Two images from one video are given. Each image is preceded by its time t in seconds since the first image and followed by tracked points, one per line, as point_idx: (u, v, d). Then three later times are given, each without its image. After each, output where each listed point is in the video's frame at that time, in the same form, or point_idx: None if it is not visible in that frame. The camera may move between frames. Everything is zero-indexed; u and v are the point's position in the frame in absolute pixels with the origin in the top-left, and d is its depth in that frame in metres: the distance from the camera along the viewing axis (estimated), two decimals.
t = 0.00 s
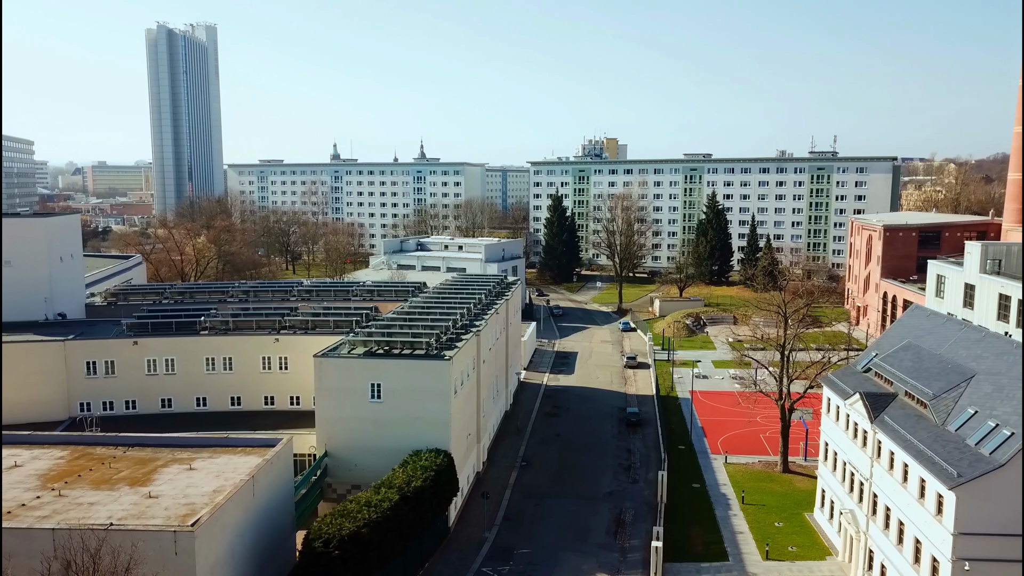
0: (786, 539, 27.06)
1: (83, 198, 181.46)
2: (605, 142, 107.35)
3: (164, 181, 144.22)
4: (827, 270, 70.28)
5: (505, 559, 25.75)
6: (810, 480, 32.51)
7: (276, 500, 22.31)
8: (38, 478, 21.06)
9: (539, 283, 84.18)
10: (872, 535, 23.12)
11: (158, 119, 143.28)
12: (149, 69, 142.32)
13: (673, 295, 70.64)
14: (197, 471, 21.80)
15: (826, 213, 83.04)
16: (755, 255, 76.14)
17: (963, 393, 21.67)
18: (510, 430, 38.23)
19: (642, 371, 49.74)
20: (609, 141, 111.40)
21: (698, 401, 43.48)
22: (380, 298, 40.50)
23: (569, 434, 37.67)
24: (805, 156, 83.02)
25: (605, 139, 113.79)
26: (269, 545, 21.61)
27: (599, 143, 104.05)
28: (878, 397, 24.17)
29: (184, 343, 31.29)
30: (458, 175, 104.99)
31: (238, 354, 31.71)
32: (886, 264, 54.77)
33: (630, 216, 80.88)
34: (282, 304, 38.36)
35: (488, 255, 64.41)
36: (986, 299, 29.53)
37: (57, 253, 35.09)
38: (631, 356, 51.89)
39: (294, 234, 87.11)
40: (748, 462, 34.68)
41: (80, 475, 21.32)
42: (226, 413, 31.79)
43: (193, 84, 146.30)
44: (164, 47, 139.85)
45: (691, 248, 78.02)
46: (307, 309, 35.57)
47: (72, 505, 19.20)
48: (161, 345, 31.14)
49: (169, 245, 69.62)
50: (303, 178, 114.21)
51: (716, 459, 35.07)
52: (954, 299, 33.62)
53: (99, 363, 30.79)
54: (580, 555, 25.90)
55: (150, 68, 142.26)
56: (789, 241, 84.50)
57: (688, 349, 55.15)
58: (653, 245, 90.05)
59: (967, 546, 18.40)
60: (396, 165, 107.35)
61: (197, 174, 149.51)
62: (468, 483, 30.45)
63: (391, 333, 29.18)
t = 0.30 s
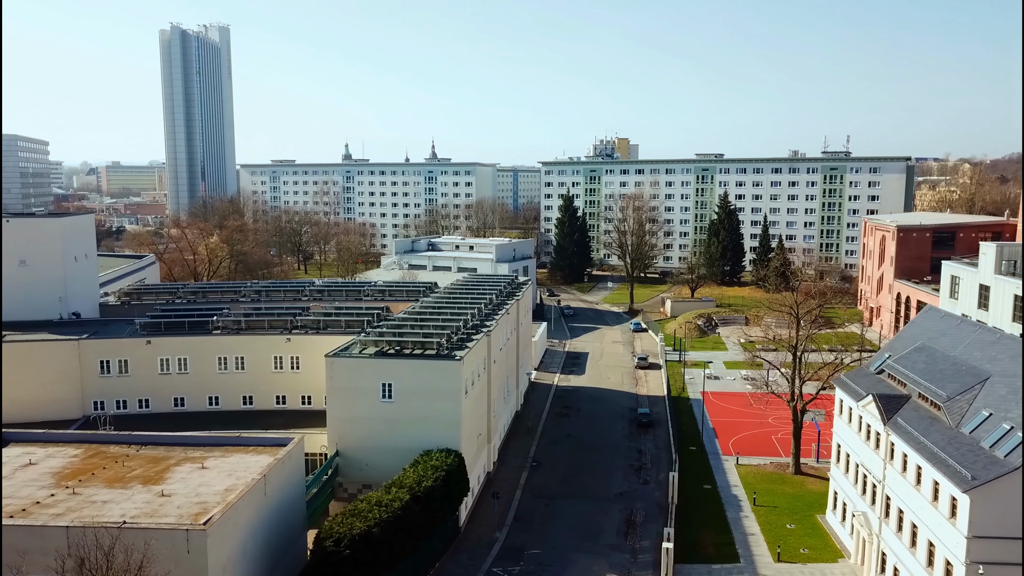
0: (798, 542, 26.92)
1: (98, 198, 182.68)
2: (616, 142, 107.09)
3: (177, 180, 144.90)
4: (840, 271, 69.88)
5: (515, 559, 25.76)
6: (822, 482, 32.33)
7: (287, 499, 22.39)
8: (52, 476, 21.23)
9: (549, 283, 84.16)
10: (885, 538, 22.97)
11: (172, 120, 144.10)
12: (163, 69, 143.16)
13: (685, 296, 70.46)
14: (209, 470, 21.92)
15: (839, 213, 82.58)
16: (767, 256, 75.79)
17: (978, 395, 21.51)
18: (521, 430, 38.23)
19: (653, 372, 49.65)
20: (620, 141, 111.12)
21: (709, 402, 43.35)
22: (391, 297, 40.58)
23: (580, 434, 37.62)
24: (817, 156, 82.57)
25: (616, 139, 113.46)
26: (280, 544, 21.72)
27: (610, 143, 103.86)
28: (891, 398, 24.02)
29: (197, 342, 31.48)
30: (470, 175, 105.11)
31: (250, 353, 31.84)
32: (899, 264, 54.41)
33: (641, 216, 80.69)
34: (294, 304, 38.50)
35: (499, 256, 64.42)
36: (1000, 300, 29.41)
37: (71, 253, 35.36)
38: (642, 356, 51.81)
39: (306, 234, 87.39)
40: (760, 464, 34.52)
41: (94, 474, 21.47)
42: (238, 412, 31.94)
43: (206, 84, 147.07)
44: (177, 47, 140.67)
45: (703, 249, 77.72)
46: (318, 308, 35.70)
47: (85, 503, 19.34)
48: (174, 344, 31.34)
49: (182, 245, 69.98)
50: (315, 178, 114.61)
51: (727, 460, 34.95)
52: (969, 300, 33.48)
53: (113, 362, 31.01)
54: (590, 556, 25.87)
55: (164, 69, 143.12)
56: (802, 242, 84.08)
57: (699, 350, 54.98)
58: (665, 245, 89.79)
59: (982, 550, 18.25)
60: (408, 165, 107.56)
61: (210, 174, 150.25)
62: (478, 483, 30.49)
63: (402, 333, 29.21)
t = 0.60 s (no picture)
0: (810, 543, 26.76)
1: (112, 198, 183.92)
2: (627, 142, 106.86)
3: (190, 180, 145.64)
4: (853, 271, 69.48)
5: (526, 559, 25.75)
6: (835, 483, 32.14)
7: (299, 498, 22.47)
8: (66, 474, 21.41)
9: (560, 283, 84.06)
10: (899, 541, 22.81)
11: (185, 120, 144.89)
12: (176, 70, 144.04)
13: (697, 296, 70.23)
14: (222, 469, 22.03)
15: (852, 213, 82.11)
16: (780, 256, 75.41)
17: (993, 397, 21.33)
18: (532, 430, 38.23)
19: (665, 372, 49.51)
20: (632, 141, 110.84)
21: (721, 403, 43.19)
22: (402, 297, 40.65)
23: (591, 435, 37.56)
24: (830, 155, 82.14)
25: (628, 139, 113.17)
26: (292, 543, 21.80)
27: (621, 143, 103.66)
28: (904, 399, 23.85)
29: (209, 341, 31.65)
30: (481, 175, 105.18)
31: (262, 352, 31.98)
32: (913, 265, 54.03)
33: (653, 216, 80.50)
34: (306, 303, 38.62)
35: (510, 255, 64.43)
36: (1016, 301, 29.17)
37: (86, 252, 35.66)
38: (653, 356, 51.69)
39: (318, 234, 87.63)
40: (772, 465, 34.35)
41: (108, 472, 21.62)
42: (250, 411, 32.08)
43: (219, 85, 147.82)
44: (190, 48, 141.50)
45: (715, 249, 77.40)
46: (330, 308, 35.82)
47: (99, 501, 19.49)
48: (187, 343, 31.53)
49: (195, 244, 70.35)
50: (327, 178, 114.98)
51: (739, 462, 34.80)
52: (983, 301, 33.24)
53: (126, 361, 31.25)
54: (601, 556, 25.83)
55: (177, 69, 143.98)
56: (815, 242, 83.64)
57: (711, 350, 54.76)
58: (676, 245, 89.52)
59: (996, 553, 18.09)
60: (419, 165, 107.72)
61: (223, 174, 150.98)
62: (489, 483, 30.49)
63: (413, 333, 29.25)
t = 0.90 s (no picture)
0: (823, 545, 26.61)
1: (127, 198, 185.25)
2: (639, 141, 106.62)
3: (203, 180, 146.52)
4: (867, 272, 69.04)
5: (537, 559, 25.74)
6: (848, 485, 31.95)
7: (311, 498, 22.55)
8: (81, 472, 21.59)
9: (572, 283, 83.98)
10: (912, 543, 22.65)
11: (198, 121, 145.71)
12: (190, 71, 144.90)
13: (709, 297, 70.02)
14: (235, 467, 22.15)
15: (865, 213, 81.59)
16: (792, 256, 75.05)
17: (1008, 398, 21.14)
18: (543, 430, 38.22)
19: (676, 373, 49.35)
20: (644, 141, 110.57)
21: (733, 404, 43.00)
22: (414, 297, 40.71)
23: (602, 435, 37.50)
24: (843, 155, 81.66)
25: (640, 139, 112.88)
26: (304, 542, 21.86)
27: (633, 143, 103.43)
28: (918, 401, 23.68)
29: (222, 341, 31.82)
30: (492, 175, 105.27)
31: (275, 351, 32.11)
32: (927, 265, 53.61)
33: (665, 216, 80.31)
34: (318, 303, 38.74)
35: (521, 255, 64.44)
36: None
37: (100, 252, 35.96)
38: (665, 357, 51.56)
39: (330, 234, 87.95)
40: (784, 466, 34.18)
41: (122, 470, 21.78)
42: (262, 410, 32.23)
43: (233, 85, 148.65)
44: (204, 49, 142.35)
45: (727, 249, 77.10)
46: (342, 308, 35.93)
47: (113, 499, 19.64)
48: (199, 342, 31.70)
49: (208, 244, 70.76)
50: (339, 178, 115.39)
51: (751, 463, 34.65)
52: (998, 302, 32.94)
53: (140, 360, 31.47)
54: (613, 557, 25.78)
55: (190, 70, 144.87)
56: (828, 242, 83.17)
57: (723, 351, 54.55)
58: (688, 246, 89.28)
59: (1011, 556, 17.94)
60: (431, 165, 107.92)
61: (236, 174, 151.79)
62: (500, 483, 30.50)
63: (424, 332, 29.28)
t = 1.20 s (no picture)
0: (835, 547, 26.47)
1: (141, 198, 186.34)
2: (651, 141, 106.33)
3: (216, 180, 147.27)
4: (881, 272, 68.63)
5: (548, 559, 25.73)
6: (861, 487, 31.75)
7: (322, 497, 22.63)
8: (96, 470, 21.77)
9: (583, 283, 83.84)
10: (926, 546, 22.50)
11: (211, 122, 146.54)
12: (203, 72, 145.71)
13: (721, 297, 69.76)
14: (247, 466, 22.27)
15: (879, 213, 81.07)
16: (805, 257, 74.64)
17: None
18: (554, 430, 38.20)
19: (688, 373, 49.20)
20: (656, 141, 110.25)
21: (745, 405, 42.80)
22: (425, 297, 40.76)
23: (613, 435, 37.44)
24: (857, 155, 81.16)
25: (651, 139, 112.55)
26: (316, 541, 21.95)
27: (645, 142, 103.16)
28: (933, 402, 23.51)
29: (235, 340, 31.99)
30: (504, 175, 105.32)
31: (287, 351, 32.24)
32: (941, 266, 53.23)
33: (677, 216, 80.08)
34: (330, 303, 38.88)
35: (532, 256, 64.43)
36: None
37: (115, 251, 36.23)
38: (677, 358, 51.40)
39: (342, 234, 88.21)
40: (797, 468, 34.00)
41: (135, 468, 21.94)
42: (274, 409, 32.38)
43: (246, 85, 149.35)
44: (217, 49, 143.14)
45: (739, 249, 76.78)
46: (354, 307, 36.03)
47: (127, 497, 19.78)
48: (212, 342, 31.89)
49: (221, 244, 71.08)
50: (351, 178, 115.72)
51: (763, 464, 34.49)
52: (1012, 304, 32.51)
53: (154, 359, 31.68)
54: (624, 558, 25.73)
55: (203, 70, 145.66)
56: (841, 243, 82.70)
57: (735, 352, 54.31)
58: (700, 246, 88.99)
59: None
60: (442, 165, 108.05)
61: (248, 175, 152.55)
62: (511, 483, 30.52)
63: (436, 332, 29.30)
